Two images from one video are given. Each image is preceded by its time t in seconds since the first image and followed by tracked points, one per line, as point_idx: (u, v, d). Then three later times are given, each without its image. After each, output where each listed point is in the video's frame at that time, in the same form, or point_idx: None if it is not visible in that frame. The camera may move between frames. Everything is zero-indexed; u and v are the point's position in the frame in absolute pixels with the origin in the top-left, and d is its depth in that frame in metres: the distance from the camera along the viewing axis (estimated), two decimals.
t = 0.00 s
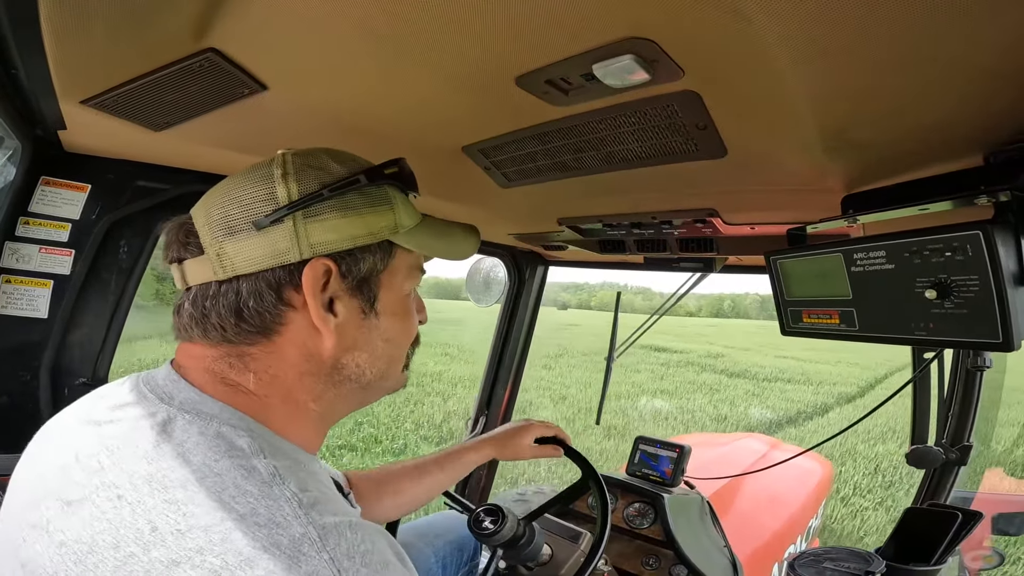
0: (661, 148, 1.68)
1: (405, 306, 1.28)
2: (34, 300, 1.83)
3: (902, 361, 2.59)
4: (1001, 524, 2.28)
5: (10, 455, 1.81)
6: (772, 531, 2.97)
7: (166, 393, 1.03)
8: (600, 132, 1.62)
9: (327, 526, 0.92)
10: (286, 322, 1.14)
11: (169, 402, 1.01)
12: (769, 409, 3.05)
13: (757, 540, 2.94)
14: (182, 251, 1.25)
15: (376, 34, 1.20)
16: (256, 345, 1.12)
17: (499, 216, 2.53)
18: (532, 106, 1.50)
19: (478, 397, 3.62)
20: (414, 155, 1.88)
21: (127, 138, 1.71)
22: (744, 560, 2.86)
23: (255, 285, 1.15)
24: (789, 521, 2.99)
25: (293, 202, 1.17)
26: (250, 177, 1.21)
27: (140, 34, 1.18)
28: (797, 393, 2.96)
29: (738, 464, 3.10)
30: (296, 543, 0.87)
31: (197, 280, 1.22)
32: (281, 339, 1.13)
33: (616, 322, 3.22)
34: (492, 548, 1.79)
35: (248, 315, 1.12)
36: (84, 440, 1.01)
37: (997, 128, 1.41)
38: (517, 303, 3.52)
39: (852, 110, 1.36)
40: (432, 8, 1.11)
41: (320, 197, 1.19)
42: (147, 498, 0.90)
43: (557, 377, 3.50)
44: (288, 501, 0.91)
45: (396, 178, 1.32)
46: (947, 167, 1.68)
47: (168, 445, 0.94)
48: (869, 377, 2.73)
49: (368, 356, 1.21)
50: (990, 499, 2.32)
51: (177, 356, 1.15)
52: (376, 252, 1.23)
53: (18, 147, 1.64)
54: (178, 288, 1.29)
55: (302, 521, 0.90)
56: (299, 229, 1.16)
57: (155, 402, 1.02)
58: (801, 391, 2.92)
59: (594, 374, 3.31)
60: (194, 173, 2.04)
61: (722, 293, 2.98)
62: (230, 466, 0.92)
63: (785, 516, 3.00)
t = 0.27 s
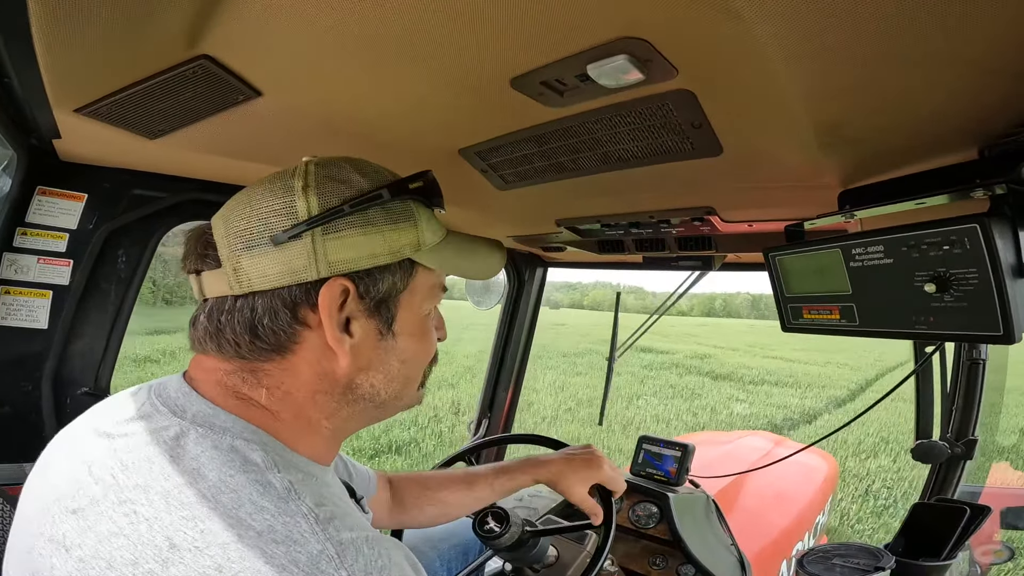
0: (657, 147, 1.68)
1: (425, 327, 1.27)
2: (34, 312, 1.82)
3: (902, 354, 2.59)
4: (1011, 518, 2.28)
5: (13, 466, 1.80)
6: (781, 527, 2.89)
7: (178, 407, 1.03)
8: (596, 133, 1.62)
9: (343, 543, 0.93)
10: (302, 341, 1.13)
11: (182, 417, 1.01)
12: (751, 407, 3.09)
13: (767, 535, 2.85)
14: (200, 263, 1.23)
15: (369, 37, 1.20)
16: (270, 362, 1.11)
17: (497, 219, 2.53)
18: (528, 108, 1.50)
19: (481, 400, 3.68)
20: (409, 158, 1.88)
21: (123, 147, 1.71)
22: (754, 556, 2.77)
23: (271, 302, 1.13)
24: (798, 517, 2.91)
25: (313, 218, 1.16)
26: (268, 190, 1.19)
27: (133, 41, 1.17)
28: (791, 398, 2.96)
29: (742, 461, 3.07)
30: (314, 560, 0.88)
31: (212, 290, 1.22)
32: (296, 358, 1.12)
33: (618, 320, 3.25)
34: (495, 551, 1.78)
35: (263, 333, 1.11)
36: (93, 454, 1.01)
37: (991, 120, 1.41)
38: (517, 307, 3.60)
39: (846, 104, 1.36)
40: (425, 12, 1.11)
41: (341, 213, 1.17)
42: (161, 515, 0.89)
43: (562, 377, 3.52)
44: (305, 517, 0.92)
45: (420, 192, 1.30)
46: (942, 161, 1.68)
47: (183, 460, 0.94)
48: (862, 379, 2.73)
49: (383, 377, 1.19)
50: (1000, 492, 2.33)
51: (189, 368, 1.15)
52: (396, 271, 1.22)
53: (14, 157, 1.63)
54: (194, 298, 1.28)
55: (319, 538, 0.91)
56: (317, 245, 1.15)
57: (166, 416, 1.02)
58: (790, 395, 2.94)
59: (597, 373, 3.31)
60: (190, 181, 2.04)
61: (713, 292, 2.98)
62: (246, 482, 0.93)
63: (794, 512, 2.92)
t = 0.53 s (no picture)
0: (655, 149, 1.68)
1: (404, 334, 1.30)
2: (30, 310, 1.82)
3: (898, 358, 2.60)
4: (1005, 520, 2.31)
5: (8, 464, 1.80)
6: (777, 529, 2.90)
7: (155, 398, 0.98)
8: (594, 134, 1.62)
9: (309, 521, 0.91)
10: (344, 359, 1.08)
11: (161, 408, 0.95)
12: (732, 411, 3.06)
13: (762, 538, 2.87)
14: (241, 274, 1.03)
15: (367, 38, 1.21)
16: (308, 377, 1.05)
17: (495, 220, 2.53)
18: (526, 110, 1.51)
19: (477, 400, 3.60)
20: (408, 159, 1.88)
21: (121, 147, 1.71)
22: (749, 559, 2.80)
23: (326, 328, 1.05)
24: (794, 519, 2.92)
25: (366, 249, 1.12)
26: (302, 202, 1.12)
27: (131, 41, 1.17)
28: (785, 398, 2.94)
29: (738, 463, 3.06)
30: (278, 536, 0.86)
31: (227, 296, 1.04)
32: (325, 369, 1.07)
33: (615, 320, 3.24)
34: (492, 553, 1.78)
35: (313, 352, 1.04)
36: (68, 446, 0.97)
37: (987, 124, 1.42)
38: (514, 307, 3.52)
39: (844, 108, 1.37)
40: (424, 12, 1.11)
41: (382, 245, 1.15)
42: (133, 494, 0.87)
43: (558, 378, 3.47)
44: (272, 498, 0.89)
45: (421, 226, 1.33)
46: (939, 165, 1.69)
47: (155, 447, 0.91)
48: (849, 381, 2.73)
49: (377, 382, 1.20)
50: (994, 495, 2.35)
51: (191, 376, 1.01)
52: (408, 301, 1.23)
53: (11, 156, 1.63)
54: (200, 314, 1.04)
55: (284, 516, 0.89)
56: (371, 281, 1.10)
57: (145, 408, 0.96)
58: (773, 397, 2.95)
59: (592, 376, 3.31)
60: (188, 181, 2.04)
61: (705, 291, 2.99)
62: (217, 466, 0.89)
63: (790, 514, 2.93)
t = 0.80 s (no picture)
0: (656, 147, 1.68)
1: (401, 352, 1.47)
2: (30, 306, 1.82)
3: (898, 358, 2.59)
4: (1003, 520, 2.31)
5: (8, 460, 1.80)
6: (776, 527, 2.94)
7: (241, 365, 1.07)
8: (596, 132, 1.62)
9: (388, 458, 1.01)
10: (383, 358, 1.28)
11: (247, 373, 1.05)
12: (728, 408, 3.13)
13: (762, 535, 2.91)
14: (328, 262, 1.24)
15: (367, 35, 1.20)
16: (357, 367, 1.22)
17: (496, 217, 2.52)
18: (528, 107, 1.50)
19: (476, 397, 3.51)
20: (409, 156, 1.87)
21: (121, 142, 1.70)
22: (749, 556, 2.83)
23: (380, 332, 1.24)
24: (791, 517, 2.97)
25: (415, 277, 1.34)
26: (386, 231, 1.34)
27: (132, 38, 1.17)
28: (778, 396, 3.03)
29: (737, 461, 3.13)
30: (370, 462, 0.96)
31: (330, 290, 1.21)
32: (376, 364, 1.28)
33: (615, 318, 3.24)
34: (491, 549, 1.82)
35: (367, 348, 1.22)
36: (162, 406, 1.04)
37: (990, 124, 1.41)
38: (515, 301, 3.44)
39: (847, 107, 1.36)
40: (424, 9, 1.11)
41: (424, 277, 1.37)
42: (243, 433, 0.95)
43: (555, 377, 3.44)
44: (356, 439, 1.00)
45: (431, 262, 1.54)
46: (941, 164, 1.68)
47: (255, 398, 1.00)
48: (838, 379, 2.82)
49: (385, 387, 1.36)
50: (992, 494, 2.35)
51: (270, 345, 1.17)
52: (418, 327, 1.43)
53: (12, 152, 1.63)
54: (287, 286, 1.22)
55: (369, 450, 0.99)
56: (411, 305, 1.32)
57: (231, 373, 1.06)
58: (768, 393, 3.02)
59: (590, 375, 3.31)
60: (188, 177, 2.04)
61: (697, 290, 2.97)
62: (308, 415, 0.99)
63: (788, 512, 2.98)
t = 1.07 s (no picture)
0: (659, 148, 1.68)
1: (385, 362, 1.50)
2: (30, 301, 1.82)
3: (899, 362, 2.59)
4: (998, 524, 2.33)
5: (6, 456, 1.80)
6: (774, 528, 2.95)
7: (252, 366, 1.10)
8: (598, 132, 1.62)
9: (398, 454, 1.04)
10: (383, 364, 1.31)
11: (259, 374, 1.08)
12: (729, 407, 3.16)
13: (760, 536, 2.92)
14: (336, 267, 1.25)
15: (371, 34, 1.20)
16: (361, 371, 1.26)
17: (497, 216, 2.52)
18: (530, 106, 1.50)
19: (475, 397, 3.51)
20: (411, 154, 1.87)
21: (124, 138, 1.70)
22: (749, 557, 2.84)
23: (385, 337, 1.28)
24: (789, 519, 2.99)
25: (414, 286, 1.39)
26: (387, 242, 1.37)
27: (136, 34, 1.17)
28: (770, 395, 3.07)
29: (734, 463, 3.17)
30: (384, 457, 0.99)
31: (335, 294, 1.23)
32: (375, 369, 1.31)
33: (615, 318, 3.22)
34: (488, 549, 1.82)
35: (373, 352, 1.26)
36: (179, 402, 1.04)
37: (993, 129, 1.41)
38: (515, 300, 3.44)
39: (850, 111, 1.36)
40: (429, 8, 1.11)
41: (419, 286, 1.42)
42: (264, 428, 0.97)
43: (555, 376, 3.44)
44: (369, 435, 1.03)
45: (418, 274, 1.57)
46: (943, 168, 1.68)
47: (269, 398, 1.02)
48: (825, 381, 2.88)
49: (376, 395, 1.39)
50: (988, 498, 2.36)
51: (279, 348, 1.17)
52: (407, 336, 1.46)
53: (15, 147, 1.63)
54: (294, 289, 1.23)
55: (382, 446, 1.02)
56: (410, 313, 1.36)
57: (242, 373, 1.08)
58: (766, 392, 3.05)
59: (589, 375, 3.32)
60: (190, 173, 2.04)
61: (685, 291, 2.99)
62: (323, 414, 1.03)
63: (786, 514, 3.00)
